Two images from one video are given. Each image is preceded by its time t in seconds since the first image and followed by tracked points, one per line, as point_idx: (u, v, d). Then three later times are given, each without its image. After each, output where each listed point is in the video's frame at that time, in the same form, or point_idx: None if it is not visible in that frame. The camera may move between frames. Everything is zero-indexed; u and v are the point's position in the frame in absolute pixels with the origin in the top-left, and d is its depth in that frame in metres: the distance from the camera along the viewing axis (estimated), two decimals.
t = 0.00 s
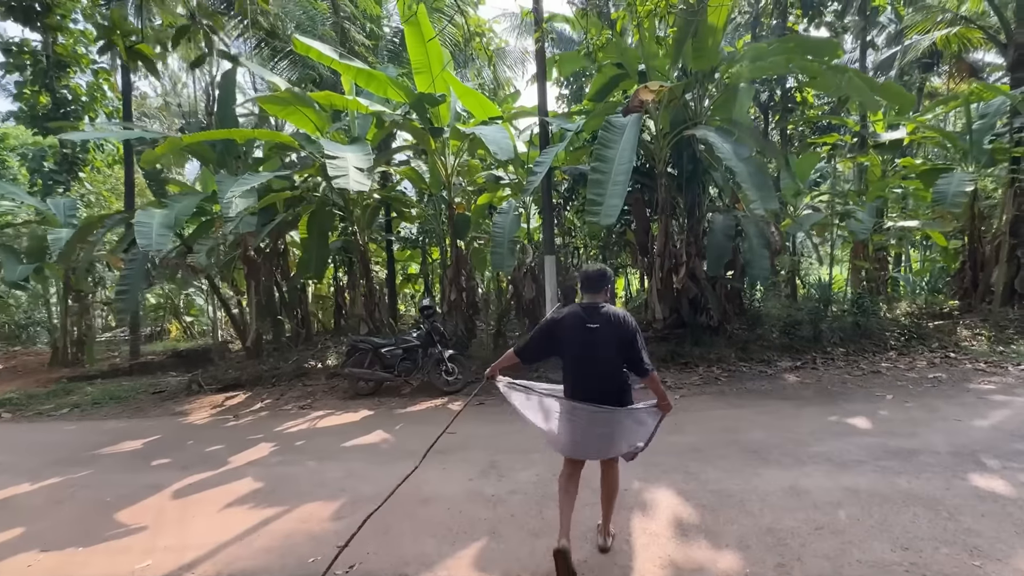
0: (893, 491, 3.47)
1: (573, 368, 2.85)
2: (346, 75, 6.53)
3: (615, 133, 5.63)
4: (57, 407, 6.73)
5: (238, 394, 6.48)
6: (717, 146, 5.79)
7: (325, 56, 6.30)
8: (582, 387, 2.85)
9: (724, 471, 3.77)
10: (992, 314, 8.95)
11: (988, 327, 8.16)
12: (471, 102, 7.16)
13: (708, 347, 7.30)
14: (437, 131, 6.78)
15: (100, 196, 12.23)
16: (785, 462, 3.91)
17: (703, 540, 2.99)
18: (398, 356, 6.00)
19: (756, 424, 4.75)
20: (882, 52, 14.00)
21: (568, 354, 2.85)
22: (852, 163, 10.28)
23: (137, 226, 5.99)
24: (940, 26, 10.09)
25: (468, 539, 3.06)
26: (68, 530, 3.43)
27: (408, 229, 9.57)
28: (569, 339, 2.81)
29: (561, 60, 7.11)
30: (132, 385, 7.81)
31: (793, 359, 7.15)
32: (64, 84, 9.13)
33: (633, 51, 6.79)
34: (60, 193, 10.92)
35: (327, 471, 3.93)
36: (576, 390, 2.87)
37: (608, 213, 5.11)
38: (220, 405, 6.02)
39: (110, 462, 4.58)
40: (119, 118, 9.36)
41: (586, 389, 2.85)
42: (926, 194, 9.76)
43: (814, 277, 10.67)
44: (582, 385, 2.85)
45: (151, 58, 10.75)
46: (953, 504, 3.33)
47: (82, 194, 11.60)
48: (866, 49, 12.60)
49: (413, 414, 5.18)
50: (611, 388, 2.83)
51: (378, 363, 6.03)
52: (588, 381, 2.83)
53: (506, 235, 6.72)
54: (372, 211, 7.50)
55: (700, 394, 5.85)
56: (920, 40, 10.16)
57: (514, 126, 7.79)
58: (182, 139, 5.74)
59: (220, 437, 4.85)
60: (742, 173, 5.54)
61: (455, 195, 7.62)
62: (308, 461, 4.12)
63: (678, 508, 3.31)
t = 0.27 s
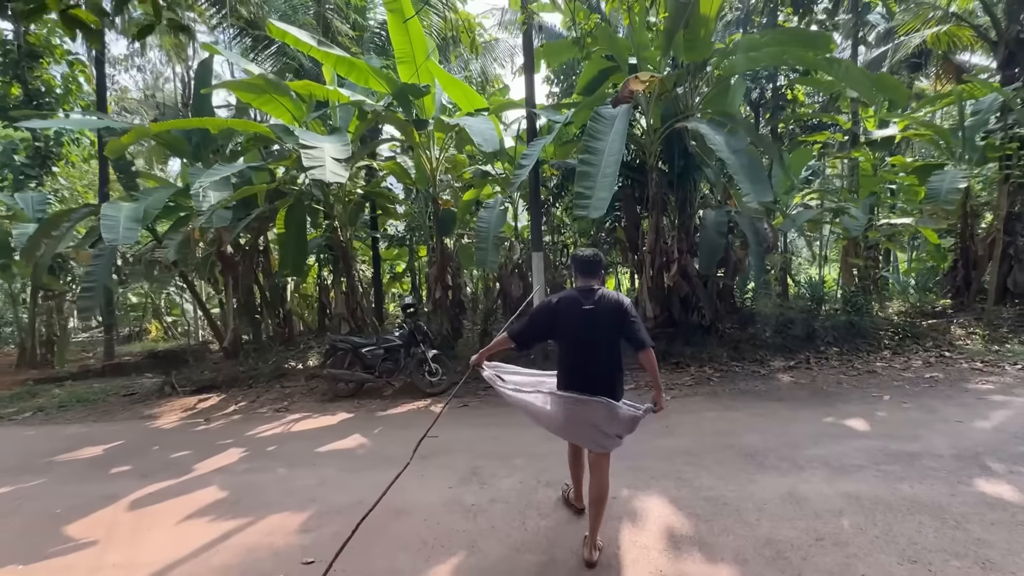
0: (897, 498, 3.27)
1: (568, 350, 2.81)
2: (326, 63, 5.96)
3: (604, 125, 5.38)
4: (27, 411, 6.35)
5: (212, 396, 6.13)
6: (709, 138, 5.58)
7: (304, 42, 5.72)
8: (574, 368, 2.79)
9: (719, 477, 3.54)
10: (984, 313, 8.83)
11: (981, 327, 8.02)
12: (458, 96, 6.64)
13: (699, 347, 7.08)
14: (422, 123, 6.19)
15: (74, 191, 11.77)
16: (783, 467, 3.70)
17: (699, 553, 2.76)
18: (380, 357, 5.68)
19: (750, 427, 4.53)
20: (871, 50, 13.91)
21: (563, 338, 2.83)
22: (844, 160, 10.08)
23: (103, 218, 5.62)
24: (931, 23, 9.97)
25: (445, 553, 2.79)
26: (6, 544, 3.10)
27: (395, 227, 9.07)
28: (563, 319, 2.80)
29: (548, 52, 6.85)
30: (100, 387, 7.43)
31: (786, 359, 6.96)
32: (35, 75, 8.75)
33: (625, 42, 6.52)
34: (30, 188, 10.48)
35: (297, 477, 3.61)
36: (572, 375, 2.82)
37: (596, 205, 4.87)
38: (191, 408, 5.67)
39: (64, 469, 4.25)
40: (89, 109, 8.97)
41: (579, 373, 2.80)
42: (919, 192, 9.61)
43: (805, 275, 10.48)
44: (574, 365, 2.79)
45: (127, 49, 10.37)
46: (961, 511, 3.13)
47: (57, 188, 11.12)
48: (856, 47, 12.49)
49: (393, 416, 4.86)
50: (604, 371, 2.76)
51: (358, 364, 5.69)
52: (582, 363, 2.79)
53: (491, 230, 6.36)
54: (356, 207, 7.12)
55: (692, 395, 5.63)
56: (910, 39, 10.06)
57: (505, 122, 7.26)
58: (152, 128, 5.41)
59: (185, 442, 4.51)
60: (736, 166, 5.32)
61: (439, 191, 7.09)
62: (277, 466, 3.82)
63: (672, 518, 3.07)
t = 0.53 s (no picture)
0: (899, 512, 3.12)
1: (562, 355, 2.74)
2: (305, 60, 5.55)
3: (592, 125, 5.22)
4: None
5: (184, 406, 5.85)
6: (698, 138, 5.44)
7: (281, 38, 5.31)
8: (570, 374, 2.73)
9: (713, 490, 3.37)
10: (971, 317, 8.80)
11: (970, 331, 7.97)
12: (443, 97, 6.27)
13: (689, 352, 6.93)
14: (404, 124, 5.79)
15: (46, 193, 11.37)
16: (779, 479, 3.54)
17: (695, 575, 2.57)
18: (360, 364, 5.44)
19: (744, 436, 4.37)
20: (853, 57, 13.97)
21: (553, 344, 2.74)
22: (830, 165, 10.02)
23: (67, 220, 5.34)
24: (914, 30, 9.99)
25: None
26: None
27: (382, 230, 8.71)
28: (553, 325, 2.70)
29: (533, 51, 6.64)
30: (66, 397, 7.09)
31: (777, 364, 6.84)
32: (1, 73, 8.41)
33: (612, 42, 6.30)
34: None
35: (267, 494, 3.38)
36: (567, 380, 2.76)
37: (585, 208, 4.69)
38: (160, 420, 5.39)
39: (16, 488, 3.96)
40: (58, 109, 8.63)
41: (570, 376, 2.74)
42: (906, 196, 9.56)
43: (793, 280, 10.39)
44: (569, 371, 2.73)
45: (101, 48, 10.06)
46: (966, 526, 2.99)
47: (26, 190, 10.71)
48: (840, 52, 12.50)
49: (373, 426, 4.63)
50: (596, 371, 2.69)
51: (337, 372, 5.46)
52: (573, 367, 2.72)
53: (476, 233, 6.10)
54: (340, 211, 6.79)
55: (683, 403, 5.46)
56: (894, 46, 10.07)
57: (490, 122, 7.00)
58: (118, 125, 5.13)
59: (150, 457, 4.25)
60: (726, 167, 5.19)
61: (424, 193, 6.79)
62: (245, 482, 3.57)
63: (665, 536, 2.89)
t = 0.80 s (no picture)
0: (896, 522, 3.01)
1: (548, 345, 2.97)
2: (278, 51, 5.27)
3: (578, 122, 5.05)
4: None
5: (147, 415, 5.59)
6: (682, 137, 5.30)
7: (252, 28, 5.01)
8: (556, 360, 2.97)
9: (703, 500, 3.23)
10: (952, 318, 8.81)
11: (953, 332, 7.95)
12: (423, 92, 6.02)
13: (674, 355, 6.81)
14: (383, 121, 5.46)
15: (5, 191, 10.87)
16: (771, 487, 3.41)
17: None
18: (335, 370, 5.22)
19: (733, 442, 4.25)
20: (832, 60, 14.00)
21: (542, 332, 2.98)
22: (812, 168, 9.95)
23: (18, 217, 5.08)
24: (893, 34, 9.97)
25: None
26: None
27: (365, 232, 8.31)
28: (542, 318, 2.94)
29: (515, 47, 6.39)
30: (23, 406, 6.72)
31: (763, 367, 6.75)
32: None
33: (597, 39, 6.07)
34: None
35: (230, 511, 3.15)
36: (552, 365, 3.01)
37: (571, 207, 4.53)
38: (121, 430, 5.11)
39: None
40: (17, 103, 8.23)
41: (563, 362, 2.95)
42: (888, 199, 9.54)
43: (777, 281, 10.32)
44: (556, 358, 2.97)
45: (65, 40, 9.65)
46: (966, 536, 2.89)
47: None
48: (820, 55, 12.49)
49: (348, 435, 4.41)
50: (583, 356, 2.96)
51: (311, 378, 5.24)
52: (561, 353, 2.95)
53: (457, 233, 5.90)
54: (318, 211, 6.39)
55: (670, 407, 5.32)
56: (874, 49, 10.05)
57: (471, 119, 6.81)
58: (74, 116, 4.87)
59: (107, 470, 3.99)
60: (711, 166, 5.06)
61: (404, 193, 6.50)
62: (208, 498, 3.34)
63: (655, 551, 2.73)
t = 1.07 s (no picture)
0: (886, 535, 2.93)
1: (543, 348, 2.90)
2: (249, 45, 5.06)
3: (561, 122, 4.93)
4: None
5: (110, 425, 5.35)
6: (667, 139, 5.24)
7: (222, 20, 4.80)
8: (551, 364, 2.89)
9: (689, 514, 3.13)
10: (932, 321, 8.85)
11: (932, 335, 7.98)
12: (402, 89, 5.84)
13: (658, 360, 6.72)
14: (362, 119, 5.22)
15: None
16: (759, 499, 3.32)
17: None
18: (308, 377, 5.06)
19: (718, 451, 4.15)
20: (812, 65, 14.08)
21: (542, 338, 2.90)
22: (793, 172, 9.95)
23: None
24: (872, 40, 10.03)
25: None
26: None
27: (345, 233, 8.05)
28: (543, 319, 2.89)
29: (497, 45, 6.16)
30: None
31: (747, 372, 6.69)
32: None
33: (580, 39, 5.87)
34: None
35: (191, 532, 2.97)
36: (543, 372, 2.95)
37: (554, 211, 4.39)
38: (80, 443, 4.86)
39: None
40: None
41: (565, 368, 2.90)
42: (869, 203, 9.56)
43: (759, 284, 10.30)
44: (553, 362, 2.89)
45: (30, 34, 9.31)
46: (957, 550, 2.81)
47: None
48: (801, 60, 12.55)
49: (321, 446, 4.24)
50: (581, 362, 2.95)
51: (283, 386, 5.06)
52: (562, 359, 2.90)
53: (437, 235, 5.72)
54: (295, 211, 6.20)
55: (653, 414, 5.22)
56: (852, 54, 10.06)
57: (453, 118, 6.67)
58: (29, 110, 4.61)
59: (62, 487, 3.76)
60: (696, 168, 4.97)
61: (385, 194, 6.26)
62: (167, 517, 3.15)
63: (639, 571, 2.61)
